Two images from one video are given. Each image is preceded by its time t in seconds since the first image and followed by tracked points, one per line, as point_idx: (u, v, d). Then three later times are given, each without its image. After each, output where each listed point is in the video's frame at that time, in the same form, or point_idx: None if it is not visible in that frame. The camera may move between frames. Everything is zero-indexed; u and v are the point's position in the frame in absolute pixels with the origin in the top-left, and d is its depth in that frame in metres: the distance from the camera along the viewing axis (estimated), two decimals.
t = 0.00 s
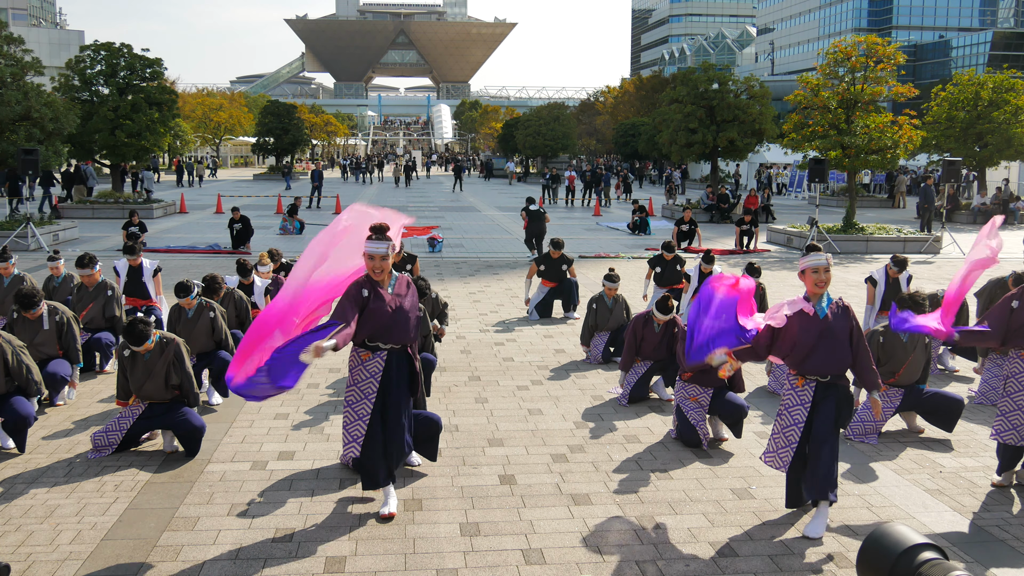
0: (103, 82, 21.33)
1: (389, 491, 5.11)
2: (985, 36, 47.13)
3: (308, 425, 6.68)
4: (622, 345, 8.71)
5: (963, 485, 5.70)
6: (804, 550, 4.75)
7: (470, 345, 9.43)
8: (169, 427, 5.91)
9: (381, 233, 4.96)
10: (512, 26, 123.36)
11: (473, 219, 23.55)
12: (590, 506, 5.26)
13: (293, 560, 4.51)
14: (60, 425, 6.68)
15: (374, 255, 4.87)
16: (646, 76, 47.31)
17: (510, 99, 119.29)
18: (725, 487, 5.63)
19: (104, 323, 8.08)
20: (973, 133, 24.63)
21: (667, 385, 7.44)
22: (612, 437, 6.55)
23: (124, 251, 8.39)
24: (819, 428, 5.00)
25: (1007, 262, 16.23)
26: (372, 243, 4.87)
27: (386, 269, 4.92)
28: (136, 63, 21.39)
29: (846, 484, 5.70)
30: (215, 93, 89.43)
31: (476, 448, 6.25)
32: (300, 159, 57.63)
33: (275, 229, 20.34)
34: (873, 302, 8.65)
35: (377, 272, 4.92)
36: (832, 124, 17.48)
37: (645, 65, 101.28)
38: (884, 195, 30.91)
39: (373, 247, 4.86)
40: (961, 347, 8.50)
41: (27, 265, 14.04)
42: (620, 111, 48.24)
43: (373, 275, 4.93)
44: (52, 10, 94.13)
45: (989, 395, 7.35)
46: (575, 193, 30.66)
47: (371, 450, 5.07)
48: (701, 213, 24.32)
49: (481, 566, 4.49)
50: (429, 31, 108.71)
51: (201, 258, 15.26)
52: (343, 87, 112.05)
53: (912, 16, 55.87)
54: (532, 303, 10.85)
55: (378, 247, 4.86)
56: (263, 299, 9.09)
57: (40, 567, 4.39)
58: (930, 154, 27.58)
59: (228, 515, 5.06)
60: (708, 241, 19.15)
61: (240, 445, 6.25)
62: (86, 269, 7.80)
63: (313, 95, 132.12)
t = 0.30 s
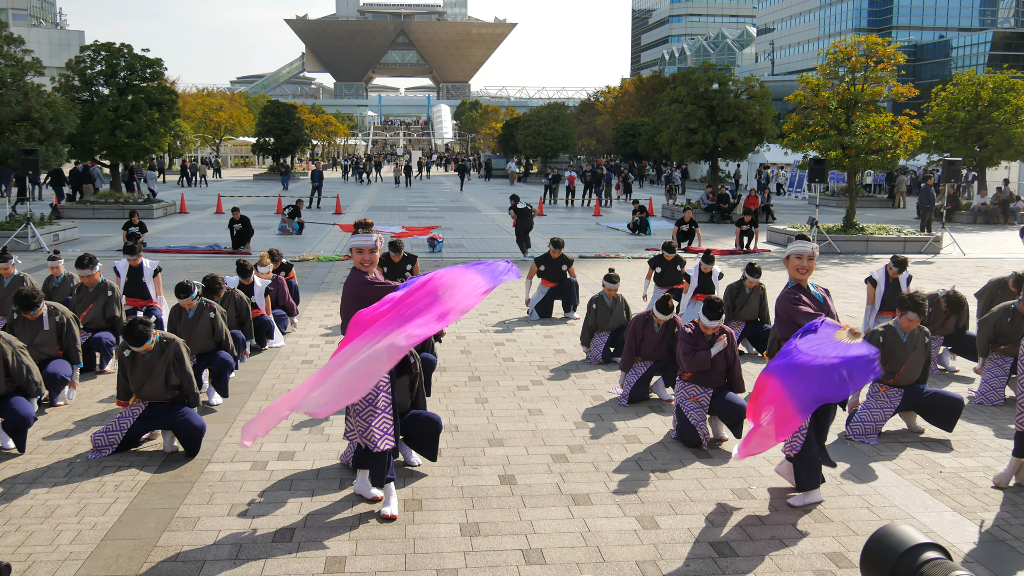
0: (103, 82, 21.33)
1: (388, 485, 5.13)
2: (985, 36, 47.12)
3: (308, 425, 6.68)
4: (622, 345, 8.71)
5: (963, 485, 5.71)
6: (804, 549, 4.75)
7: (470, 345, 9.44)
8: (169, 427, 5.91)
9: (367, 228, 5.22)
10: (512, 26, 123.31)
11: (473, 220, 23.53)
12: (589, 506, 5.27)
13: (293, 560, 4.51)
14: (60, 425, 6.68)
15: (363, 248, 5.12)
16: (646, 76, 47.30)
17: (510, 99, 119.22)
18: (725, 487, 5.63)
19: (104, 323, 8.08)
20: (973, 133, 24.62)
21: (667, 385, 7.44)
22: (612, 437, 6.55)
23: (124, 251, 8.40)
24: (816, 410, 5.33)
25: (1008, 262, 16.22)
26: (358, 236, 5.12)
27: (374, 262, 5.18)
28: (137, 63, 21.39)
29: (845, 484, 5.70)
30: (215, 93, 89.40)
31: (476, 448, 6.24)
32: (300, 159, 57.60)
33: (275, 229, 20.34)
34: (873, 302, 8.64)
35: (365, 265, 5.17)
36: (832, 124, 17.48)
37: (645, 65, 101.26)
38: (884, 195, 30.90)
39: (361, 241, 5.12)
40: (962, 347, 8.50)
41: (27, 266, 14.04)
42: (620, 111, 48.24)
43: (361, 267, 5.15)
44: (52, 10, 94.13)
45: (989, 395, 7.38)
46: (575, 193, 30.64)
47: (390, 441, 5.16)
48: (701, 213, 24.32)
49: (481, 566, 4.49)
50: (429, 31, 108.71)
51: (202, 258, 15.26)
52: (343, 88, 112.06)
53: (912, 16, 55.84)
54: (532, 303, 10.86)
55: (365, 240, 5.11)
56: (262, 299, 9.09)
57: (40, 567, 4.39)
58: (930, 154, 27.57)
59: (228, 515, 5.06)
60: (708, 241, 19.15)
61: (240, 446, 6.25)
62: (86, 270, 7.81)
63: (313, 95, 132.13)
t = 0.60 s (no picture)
0: (103, 82, 21.33)
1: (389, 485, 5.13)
2: (985, 36, 47.13)
3: (308, 425, 6.68)
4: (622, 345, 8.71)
5: (963, 485, 5.71)
6: (804, 549, 4.75)
7: (470, 345, 9.44)
8: (169, 427, 5.90)
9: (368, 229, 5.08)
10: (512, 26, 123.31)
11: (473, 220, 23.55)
12: (590, 506, 5.26)
13: (293, 560, 4.51)
14: (60, 425, 6.68)
15: (366, 249, 4.96)
16: (646, 76, 47.32)
17: (510, 98, 119.21)
18: (725, 487, 5.63)
19: (105, 323, 8.08)
20: (973, 133, 24.64)
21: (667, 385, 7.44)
22: (612, 437, 6.55)
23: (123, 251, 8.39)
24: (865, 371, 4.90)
25: (1008, 263, 16.22)
26: (359, 238, 4.97)
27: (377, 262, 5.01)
28: (136, 63, 21.38)
29: (846, 484, 5.70)
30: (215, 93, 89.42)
31: (476, 448, 6.24)
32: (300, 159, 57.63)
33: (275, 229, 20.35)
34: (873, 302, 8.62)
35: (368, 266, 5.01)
36: (832, 124, 17.49)
37: (645, 65, 101.28)
38: (884, 195, 30.90)
39: (362, 242, 4.96)
40: (962, 347, 8.50)
41: (27, 265, 14.04)
42: (620, 111, 48.24)
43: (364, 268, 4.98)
44: (52, 11, 94.16)
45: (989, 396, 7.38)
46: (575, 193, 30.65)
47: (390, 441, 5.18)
48: (701, 213, 24.33)
49: (481, 566, 4.49)
50: (429, 31, 108.70)
51: (202, 258, 15.26)
52: (343, 87, 112.04)
53: (912, 16, 55.86)
54: (532, 303, 10.85)
55: (367, 242, 4.96)
56: (262, 299, 9.08)
57: (40, 567, 4.39)
58: (930, 154, 27.58)
59: (228, 515, 5.06)
60: (708, 241, 19.15)
61: (240, 445, 6.25)
62: (86, 270, 7.80)
63: (313, 95, 132.16)
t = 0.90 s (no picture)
0: (103, 82, 21.34)
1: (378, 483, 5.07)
2: (985, 36, 47.12)
3: (308, 425, 6.68)
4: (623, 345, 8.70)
5: (963, 484, 5.70)
6: (803, 549, 4.75)
7: (470, 345, 9.43)
8: (169, 427, 5.90)
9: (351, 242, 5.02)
10: (512, 27, 123.26)
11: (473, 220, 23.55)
12: (590, 506, 5.26)
13: (293, 559, 4.51)
14: (60, 425, 6.68)
15: (347, 263, 4.93)
16: (646, 75, 47.34)
17: (511, 99, 119.12)
18: (725, 487, 5.63)
19: (105, 323, 8.08)
20: (973, 133, 24.63)
21: (667, 384, 7.44)
22: (612, 437, 6.54)
23: (124, 250, 8.39)
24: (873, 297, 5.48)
25: (1009, 262, 16.22)
26: (342, 251, 4.92)
27: (359, 276, 5.02)
28: (136, 63, 21.38)
29: (846, 484, 5.70)
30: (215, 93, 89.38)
31: (476, 448, 6.24)
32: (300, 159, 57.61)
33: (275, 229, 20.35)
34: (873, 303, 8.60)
35: (350, 278, 5.01)
36: (832, 124, 17.48)
37: (645, 65, 101.25)
38: (885, 195, 30.90)
39: (344, 256, 4.93)
40: (962, 347, 8.49)
41: (27, 265, 14.04)
42: (620, 111, 48.26)
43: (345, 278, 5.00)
44: (52, 10, 94.13)
45: (989, 396, 7.38)
46: (575, 193, 30.64)
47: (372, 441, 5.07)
48: (701, 213, 24.32)
49: (481, 566, 4.49)
50: (429, 31, 108.69)
51: (202, 258, 15.25)
52: (343, 87, 112.02)
53: (912, 16, 55.88)
54: (532, 303, 10.85)
55: (349, 256, 4.92)
56: (262, 299, 9.08)
57: (40, 567, 4.39)
58: (930, 154, 27.56)
59: (228, 515, 5.05)
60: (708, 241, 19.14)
61: (240, 445, 6.26)
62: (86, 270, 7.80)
63: (313, 95, 132.04)
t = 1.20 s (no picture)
0: (104, 82, 21.34)
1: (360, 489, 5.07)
2: (986, 36, 47.10)
3: (309, 426, 6.68)
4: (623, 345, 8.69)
5: (964, 484, 5.70)
6: (805, 549, 4.75)
7: (471, 345, 9.43)
8: (170, 427, 5.91)
9: (357, 224, 5.01)
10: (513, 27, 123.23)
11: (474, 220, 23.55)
12: (591, 506, 5.26)
13: (294, 560, 4.51)
14: (60, 425, 6.67)
15: (351, 245, 4.92)
16: (647, 75, 47.35)
17: (512, 99, 119.10)
18: (726, 487, 5.63)
19: (107, 323, 8.09)
20: (974, 133, 24.62)
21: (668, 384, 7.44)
22: (613, 437, 6.54)
23: (124, 251, 8.39)
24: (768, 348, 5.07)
25: (1010, 262, 16.19)
26: (348, 233, 4.93)
27: (364, 260, 4.96)
28: (137, 63, 21.37)
29: (846, 484, 5.70)
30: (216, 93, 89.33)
31: (476, 448, 6.24)
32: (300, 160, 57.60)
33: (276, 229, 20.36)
34: (874, 302, 8.59)
35: (354, 262, 4.95)
36: (833, 124, 17.46)
37: (646, 65, 101.20)
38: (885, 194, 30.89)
39: (349, 237, 4.92)
40: (962, 347, 8.50)
41: (27, 266, 14.04)
42: (621, 111, 48.26)
43: (349, 266, 4.96)
44: (52, 10, 94.12)
45: (990, 394, 7.39)
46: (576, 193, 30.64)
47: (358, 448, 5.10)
48: (702, 213, 24.31)
49: (482, 566, 4.49)
50: (430, 31, 108.70)
51: (203, 259, 15.25)
52: (344, 87, 112.00)
53: (913, 16, 55.83)
54: (533, 303, 10.85)
55: (354, 239, 4.91)
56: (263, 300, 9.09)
57: (40, 567, 4.39)
58: (931, 154, 27.54)
59: (229, 515, 5.05)
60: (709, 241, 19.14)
61: (241, 445, 6.25)
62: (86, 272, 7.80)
63: (314, 95, 131.99)
